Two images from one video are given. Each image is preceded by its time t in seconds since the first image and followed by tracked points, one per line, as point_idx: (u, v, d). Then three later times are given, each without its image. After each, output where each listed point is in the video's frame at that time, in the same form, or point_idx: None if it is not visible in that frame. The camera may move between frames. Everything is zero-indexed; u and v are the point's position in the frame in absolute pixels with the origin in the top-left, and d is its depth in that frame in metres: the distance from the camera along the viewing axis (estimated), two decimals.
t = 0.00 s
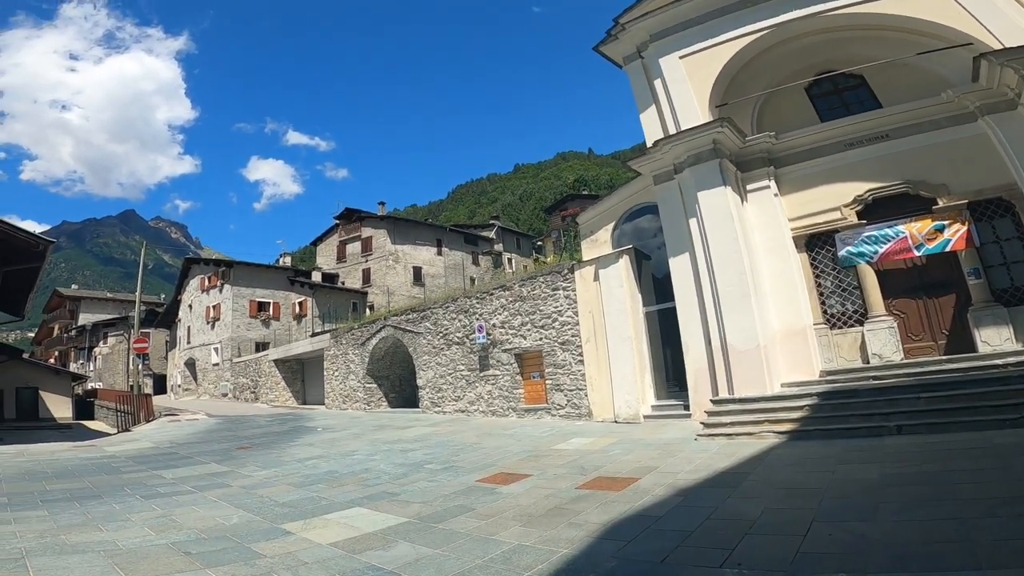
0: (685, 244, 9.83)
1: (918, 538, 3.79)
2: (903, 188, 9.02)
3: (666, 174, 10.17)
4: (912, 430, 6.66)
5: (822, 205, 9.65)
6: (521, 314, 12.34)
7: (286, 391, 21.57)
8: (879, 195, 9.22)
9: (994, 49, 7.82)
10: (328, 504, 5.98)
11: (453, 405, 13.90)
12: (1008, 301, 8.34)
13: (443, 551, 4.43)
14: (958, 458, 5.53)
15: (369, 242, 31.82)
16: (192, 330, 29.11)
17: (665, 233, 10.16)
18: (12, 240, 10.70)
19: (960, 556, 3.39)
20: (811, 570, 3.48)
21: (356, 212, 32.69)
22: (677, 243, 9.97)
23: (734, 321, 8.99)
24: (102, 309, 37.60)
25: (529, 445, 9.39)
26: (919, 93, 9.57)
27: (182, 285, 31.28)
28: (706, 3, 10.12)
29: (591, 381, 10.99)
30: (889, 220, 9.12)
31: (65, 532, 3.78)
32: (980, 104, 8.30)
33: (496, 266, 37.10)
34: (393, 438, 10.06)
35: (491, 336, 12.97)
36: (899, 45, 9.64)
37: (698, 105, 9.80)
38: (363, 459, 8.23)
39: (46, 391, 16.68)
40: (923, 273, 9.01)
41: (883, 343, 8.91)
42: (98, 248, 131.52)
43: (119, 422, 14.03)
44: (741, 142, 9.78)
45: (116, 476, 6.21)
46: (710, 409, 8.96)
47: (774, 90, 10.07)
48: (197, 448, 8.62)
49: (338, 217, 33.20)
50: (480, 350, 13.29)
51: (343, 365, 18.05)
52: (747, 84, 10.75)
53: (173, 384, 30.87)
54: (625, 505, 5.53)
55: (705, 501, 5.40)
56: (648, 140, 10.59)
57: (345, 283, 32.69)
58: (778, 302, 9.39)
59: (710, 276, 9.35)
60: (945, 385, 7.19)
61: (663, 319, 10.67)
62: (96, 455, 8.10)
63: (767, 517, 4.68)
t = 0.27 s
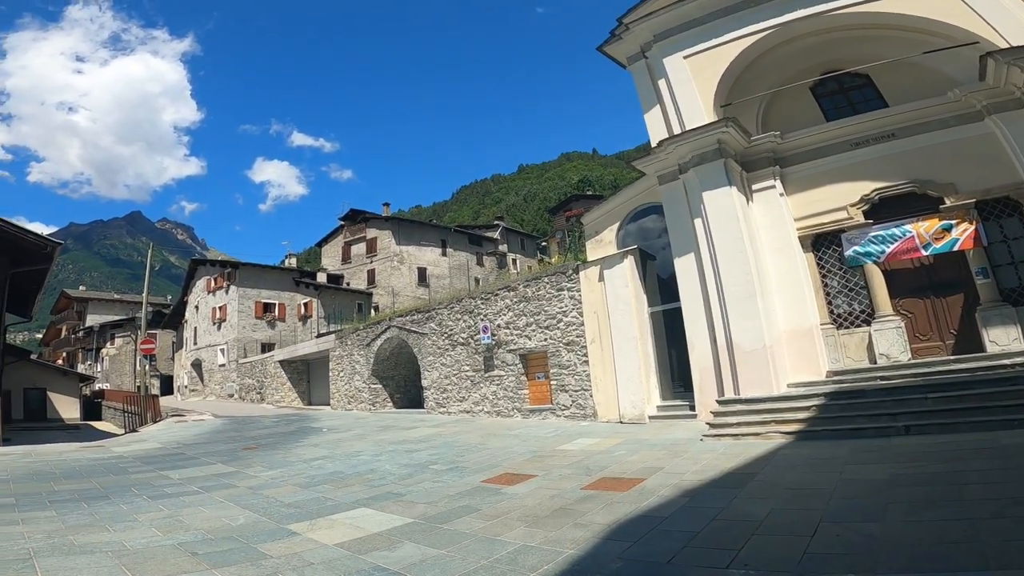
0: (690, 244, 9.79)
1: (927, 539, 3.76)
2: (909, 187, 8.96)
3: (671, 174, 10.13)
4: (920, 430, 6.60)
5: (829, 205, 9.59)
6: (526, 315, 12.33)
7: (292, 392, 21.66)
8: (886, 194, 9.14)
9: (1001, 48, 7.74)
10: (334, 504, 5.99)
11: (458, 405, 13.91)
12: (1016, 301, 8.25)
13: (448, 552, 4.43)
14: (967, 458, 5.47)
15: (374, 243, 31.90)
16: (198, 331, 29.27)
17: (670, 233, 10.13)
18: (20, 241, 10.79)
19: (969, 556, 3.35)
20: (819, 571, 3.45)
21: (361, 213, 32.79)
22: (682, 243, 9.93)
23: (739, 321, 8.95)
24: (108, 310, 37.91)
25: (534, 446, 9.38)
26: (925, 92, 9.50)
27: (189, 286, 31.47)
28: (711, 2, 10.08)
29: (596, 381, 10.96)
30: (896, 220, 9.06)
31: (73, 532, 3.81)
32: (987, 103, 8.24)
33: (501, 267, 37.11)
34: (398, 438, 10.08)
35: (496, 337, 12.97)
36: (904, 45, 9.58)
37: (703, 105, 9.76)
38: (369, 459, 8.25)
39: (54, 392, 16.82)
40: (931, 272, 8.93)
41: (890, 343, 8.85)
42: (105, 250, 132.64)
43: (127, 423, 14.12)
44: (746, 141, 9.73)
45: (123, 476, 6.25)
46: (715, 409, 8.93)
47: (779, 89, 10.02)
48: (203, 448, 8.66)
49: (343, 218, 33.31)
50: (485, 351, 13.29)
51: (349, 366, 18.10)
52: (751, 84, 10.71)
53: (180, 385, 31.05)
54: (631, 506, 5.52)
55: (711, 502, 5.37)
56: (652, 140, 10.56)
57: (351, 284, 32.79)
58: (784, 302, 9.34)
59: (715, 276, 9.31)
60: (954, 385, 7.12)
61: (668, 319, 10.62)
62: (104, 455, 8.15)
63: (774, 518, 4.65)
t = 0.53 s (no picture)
0: (700, 244, 9.71)
1: (941, 541, 3.69)
2: (922, 186, 8.81)
3: (680, 174, 10.05)
4: (933, 432, 6.49)
5: (841, 204, 9.46)
6: (534, 315, 12.31)
7: (301, 391, 21.85)
8: (899, 193, 8.99)
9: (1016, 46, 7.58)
10: (343, 503, 6.03)
11: (467, 405, 13.94)
12: None
13: (456, 551, 4.44)
14: (982, 460, 5.38)
15: (383, 242, 32.05)
16: (210, 330, 29.59)
17: (679, 233, 10.05)
18: (35, 242, 10.98)
19: (984, 558, 3.29)
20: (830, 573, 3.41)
21: (370, 213, 32.96)
22: (692, 243, 9.85)
23: (750, 321, 8.87)
24: (122, 309, 38.47)
25: (542, 446, 9.36)
26: (939, 91, 9.33)
27: (200, 286, 31.82)
28: None
29: (604, 381, 10.93)
30: (910, 219, 8.90)
31: (86, 530, 3.86)
32: (1002, 102, 8.10)
33: (510, 266, 37.12)
34: (406, 438, 10.12)
35: (505, 337, 12.97)
36: (917, 43, 9.41)
37: (712, 104, 9.66)
38: (377, 459, 8.29)
39: (67, 389, 17.09)
40: (945, 272, 8.78)
41: (903, 343, 8.72)
42: (119, 249, 134.60)
43: (140, 421, 14.32)
44: (757, 141, 9.62)
45: (136, 474, 6.35)
46: (725, 409, 8.85)
47: (790, 88, 9.89)
48: (214, 447, 8.76)
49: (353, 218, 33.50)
50: (493, 350, 13.29)
51: (358, 365, 18.20)
52: (761, 83, 10.58)
53: (192, 383, 31.42)
54: (639, 506, 5.49)
55: (720, 503, 5.33)
56: (661, 139, 10.49)
57: (360, 284, 32.97)
58: (795, 302, 9.24)
59: (725, 276, 9.23)
60: (969, 386, 6.99)
61: (677, 319, 10.55)
62: (117, 453, 8.27)
63: (784, 519, 4.60)
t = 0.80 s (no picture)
0: (709, 243, 9.64)
1: (954, 542, 3.64)
2: (935, 186, 8.68)
3: (689, 173, 9.98)
4: (945, 432, 6.39)
5: (852, 203, 9.34)
6: (542, 314, 12.30)
7: (310, 390, 22.01)
8: (911, 192, 8.87)
9: None
10: (351, 502, 6.07)
11: (474, 404, 13.96)
12: None
13: (463, 551, 4.46)
14: (996, 461, 5.29)
15: (391, 242, 32.19)
16: (220, 329, 29.88)
17: (688, 232, 9.98)
18: (48, 243, 11.16)
19: (996, 560, 3.24)
20: None
21: (378, 213, 33.11)
22: (700, 242, 9.78)
23: (759, 321, 8.79)
24: (134, 309, 38.98)
25: (550, 445, 9.36)
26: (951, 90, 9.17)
27: (211, 285, 32.15)
28: None
29: (612, 381, 10.89)
30: (923, 218, 8.77)
31: (98, 528, 3.92)
32: (1015, 100, 7.99)
33: (517, 266, 37.13)
34: (414, 437, 10.16)
35: (512, 336, 12.97)
36: (929, 42, 9.25)
37: (720, 103, 9.58)
38: (385, 458, 8.33)
39: (80, 388, 17.36)
40: (959, 271, 8.64)
41: (915, 344, 8.59)
42: (132, 249, 136.36)
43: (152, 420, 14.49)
44: (766, 140, 9.53)
45: (147, 473, 6.43)
46: (734, 410, 8.79)
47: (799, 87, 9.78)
48: (224, 446, 8.85)
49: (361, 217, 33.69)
50: (501, 350, 13.30)
51: (366, 364, 18.30)
52: (770, 82, 10.48)
53: (203, 382, 31.74)
54: (647, 507, 5.47)
55: (729, 503, 5.29)
56: (669, 138, 10.43)
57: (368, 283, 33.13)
58: (805, 302, 9.14)
59: (734, 276, 9.15)
60: (983, 387, 6.87)
61: (686, 319, 10.49)
62: (129, 452, 8.38)
63: (793, 520, 4.56)
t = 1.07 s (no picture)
0: (716, 242, 9.58)
1: (964, 542, 3.60)
2: (944, 184, 8.59)
3: (695, 172, 9.93)
4: (955, 433, 6.32)
5: (860, 202, 9.25)
6: (548, 314, 12.29)
7: (317, 389, 22.14)
8: (920, 191, 8.77)
9: None
10: (357, 501, 6.10)
11: (480, 404, 13.98)
12: None
13: (468, 550, 4.46)
14: (1007, 461, 5.22)
15: (397, 242, 32.29)
16: (228, 329, 30.10)
17: (694, 231, 9.93)
18: (57, 244, 11.28)
19: (1007, 561, 3.21)
20: None
21: (385, 213, 33.26)
22: (707, 242, 9.73)
23: (766, 320, 8.74)
24: (143, 309, 39.36)
25: (556, 445, 9.35)
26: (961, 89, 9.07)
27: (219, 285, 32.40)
28: None
29: (618, 381, 10.86)
30: (932, 217, 8.67)
31: (106, 527, 3.97)
32: None
33: (523, 266, 37.12)
34: (420, 437, 10.18)
35: (518, 336, 12.97)
36: (938, 41, 9.15)
37: (727, 102, 9.52)
38: (391, 457, 8.37)
39: (89, 388, 17.56)
40: (969, 270, 8.53)
41: (924, 344, 8.50)
42: (141, 249, 137.68)
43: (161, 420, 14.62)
44: (773, 138, 9.46)
45: (155, 472, 6.49)
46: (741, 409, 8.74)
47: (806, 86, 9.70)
48: (231, 445, 8.91)
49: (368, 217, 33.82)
50: (507, 349, 13.31)
51: (372, 364, 18.38)
52: (777, 81, 10.40)
53: (211, 381, 31.99)
54: (653, 507, 5.45)
55: (736, 504, 5.27)
56: (676, 137, 10.38)
57: (374, 283, 33.25)
58: (813, 301, 9.07)
59: (741, 275, 9.09)
60: (994, 386, 6.79)
61: (692, 318, 10.44)
62: (137, 451, 8.46)
63: (801, 520, 4.53)
